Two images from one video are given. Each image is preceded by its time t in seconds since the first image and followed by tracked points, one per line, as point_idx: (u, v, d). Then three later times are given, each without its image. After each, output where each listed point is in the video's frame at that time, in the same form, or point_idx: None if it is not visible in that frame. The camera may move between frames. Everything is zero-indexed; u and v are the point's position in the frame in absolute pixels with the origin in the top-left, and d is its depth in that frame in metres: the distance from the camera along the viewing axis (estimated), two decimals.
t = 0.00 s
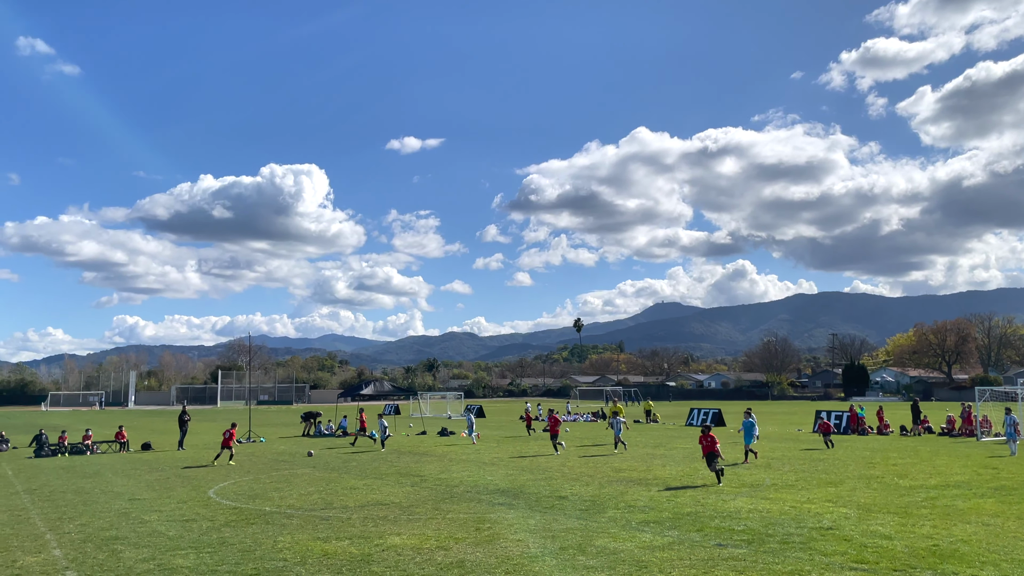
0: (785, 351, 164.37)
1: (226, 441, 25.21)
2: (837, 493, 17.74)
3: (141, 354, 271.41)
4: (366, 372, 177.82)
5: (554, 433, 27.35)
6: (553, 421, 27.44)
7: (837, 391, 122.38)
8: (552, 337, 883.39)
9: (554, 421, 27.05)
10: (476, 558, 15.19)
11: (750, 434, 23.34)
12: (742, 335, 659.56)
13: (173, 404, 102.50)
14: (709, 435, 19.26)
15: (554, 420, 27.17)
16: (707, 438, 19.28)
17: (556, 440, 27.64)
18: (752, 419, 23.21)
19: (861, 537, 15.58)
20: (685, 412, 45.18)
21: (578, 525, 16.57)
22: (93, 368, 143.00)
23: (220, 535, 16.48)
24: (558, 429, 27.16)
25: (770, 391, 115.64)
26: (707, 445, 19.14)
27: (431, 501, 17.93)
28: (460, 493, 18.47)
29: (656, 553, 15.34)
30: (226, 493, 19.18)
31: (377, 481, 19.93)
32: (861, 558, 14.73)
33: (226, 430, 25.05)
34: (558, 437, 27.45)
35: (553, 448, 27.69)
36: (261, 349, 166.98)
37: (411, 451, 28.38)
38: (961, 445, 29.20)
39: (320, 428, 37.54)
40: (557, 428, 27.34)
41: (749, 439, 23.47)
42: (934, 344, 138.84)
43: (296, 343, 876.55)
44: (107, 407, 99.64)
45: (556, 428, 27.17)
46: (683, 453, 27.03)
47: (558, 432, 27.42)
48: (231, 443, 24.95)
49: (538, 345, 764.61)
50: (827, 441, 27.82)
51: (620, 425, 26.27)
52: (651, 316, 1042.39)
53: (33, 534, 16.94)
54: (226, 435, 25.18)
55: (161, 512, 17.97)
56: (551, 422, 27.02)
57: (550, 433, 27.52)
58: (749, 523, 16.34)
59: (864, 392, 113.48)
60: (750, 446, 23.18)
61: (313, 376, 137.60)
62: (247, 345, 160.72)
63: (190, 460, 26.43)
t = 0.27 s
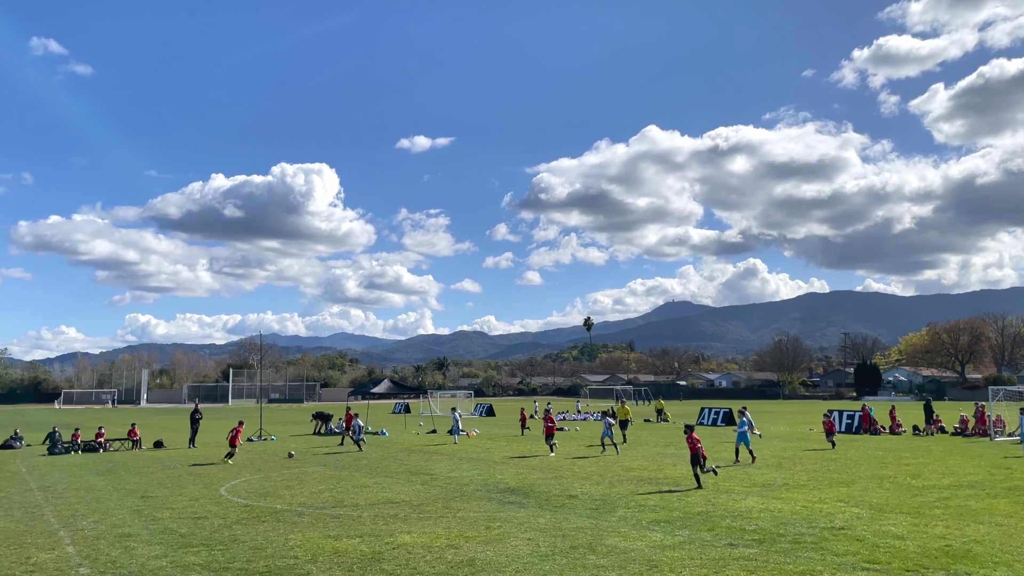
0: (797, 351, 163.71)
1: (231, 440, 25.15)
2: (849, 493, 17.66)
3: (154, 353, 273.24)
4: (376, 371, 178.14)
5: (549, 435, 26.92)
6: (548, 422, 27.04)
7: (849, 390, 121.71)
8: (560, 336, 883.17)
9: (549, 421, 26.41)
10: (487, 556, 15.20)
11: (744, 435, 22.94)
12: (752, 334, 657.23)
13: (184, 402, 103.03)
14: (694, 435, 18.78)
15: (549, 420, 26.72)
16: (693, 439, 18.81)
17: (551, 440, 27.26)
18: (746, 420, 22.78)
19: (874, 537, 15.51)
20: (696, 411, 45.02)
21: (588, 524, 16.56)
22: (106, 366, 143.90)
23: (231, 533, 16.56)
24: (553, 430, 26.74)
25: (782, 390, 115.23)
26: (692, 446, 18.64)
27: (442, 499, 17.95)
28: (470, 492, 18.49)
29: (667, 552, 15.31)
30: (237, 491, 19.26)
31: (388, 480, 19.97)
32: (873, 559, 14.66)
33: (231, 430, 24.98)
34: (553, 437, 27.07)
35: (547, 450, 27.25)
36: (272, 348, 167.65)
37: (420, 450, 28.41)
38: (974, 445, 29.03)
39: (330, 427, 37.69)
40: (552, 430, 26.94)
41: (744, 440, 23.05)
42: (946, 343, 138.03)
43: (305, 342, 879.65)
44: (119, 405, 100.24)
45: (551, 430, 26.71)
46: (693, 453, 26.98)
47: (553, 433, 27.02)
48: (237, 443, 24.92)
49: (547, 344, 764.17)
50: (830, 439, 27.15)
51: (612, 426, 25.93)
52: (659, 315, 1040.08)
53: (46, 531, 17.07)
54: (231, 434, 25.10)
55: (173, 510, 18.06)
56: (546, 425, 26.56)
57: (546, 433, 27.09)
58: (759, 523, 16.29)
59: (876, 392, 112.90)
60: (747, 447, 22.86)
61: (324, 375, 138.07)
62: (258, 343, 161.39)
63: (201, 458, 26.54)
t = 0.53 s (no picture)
0: (803, 349, 163.31)
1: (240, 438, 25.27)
2: (855, 492, 17.63)
3: (162, 351, 274.26)
4: (382, 369, 178.47)
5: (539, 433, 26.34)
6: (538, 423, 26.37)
7: (856, 389, 121.44)
8: (565, 334, 883.13)
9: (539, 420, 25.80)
10: (493, 555, 15.22)
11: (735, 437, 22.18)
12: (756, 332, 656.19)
13: (191, 400, 103.28)
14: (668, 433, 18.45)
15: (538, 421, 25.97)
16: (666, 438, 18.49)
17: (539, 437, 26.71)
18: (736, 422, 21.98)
19: (880, 536, 15.49)
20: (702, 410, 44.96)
21: (594, 522, 16.55)
22: (113, 364, 144.44)
23: (238, 531, 16.60)
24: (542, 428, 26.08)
25: (788, 389, 115.02)
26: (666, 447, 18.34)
27: (448, 497, 17.97)
28: (476, 490, 18.50)
29: (673, 551, 15.31)
30: (243, 489, 19.31)
31: (394, 478, 20.00)
32: (879, 557, 14.64)
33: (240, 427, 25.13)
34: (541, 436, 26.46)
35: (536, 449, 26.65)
36: (279, 346, 167.97)
37: (426, 448, 28.43)
38: (982, 444, 28.92)
39: (337, 425, 37.78)
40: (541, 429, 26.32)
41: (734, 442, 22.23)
42: (954, 342, 137.55)
43: (310, 340, 881.60)
44: (126, 403, 100.54)
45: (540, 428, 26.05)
46: (700, 451, 26.95)
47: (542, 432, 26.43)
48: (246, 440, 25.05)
49: (551, 342, 764.25)
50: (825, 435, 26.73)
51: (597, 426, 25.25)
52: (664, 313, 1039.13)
53: (54, 528, 17.14)
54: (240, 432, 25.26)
55: (180, 507, 18.12)
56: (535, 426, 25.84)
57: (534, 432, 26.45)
58: (765, 522, 16.27)
59: (883, 390, 112.59)
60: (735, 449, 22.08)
61: (330, 373, 138.20)
62: (265, 341, 161.68)
63: (207, 456, 26.61)
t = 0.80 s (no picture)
0: (806, 346, 163.18)
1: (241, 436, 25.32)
2: (858, 489, 17.64)
3: (166, 349, 274.58)
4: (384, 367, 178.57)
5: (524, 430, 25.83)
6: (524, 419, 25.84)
7: (859, 386, 121.46)
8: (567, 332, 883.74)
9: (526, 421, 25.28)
10: (496, 551, 15.26)
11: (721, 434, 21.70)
12: (759, 329, 655.75)
13: (194, 398, 103.31)
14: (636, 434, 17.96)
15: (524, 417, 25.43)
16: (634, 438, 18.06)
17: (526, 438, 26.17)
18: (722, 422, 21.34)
19: (883, 533, 15.49)
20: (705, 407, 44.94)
21: (596, 519, 16.57)
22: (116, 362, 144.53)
23: (241, 528, 16.63)
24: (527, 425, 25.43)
25: (791, 386, 115.02)
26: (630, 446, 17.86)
27: (451, 495, 17.98)
28: (479, 487, 18.52)
29: (675, 548, 15.34)
30: (246, 487, 19.34)
31: (397, 475, 20.03)
32: (882, 555, 14.66)
33: (241, 426, 25.17)
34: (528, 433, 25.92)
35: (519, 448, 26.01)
36: (281, 344, 168.05)
37: (428, 446, 28.43)
38: (985, 441, 28.89)
39: (339, 422, 37.80)
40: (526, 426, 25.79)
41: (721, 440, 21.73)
42: (957, 339, 137.51)
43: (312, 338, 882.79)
44: (129, 401, 100.59)
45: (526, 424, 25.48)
46: (702, 448, 26.95)
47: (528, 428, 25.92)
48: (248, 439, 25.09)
49: (553, 340, 764.52)
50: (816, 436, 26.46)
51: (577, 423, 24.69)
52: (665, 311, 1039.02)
53: (57, 526, 17.18)
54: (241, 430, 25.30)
55: (183, 505, 18.15)
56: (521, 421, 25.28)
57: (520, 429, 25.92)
58: (768, 519, 16.28)
59: (886, 388, 112.55)
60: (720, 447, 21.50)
61: (332, 371, 138.29)
62: (267, 339, 161.65)
63: (209, 453, 26.64)
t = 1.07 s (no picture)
0: (806, 343, 163.24)
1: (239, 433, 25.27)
2: (858, 486, 17.65)
3: (166, 347, 274.58)
4: (384, 364, 178.73)
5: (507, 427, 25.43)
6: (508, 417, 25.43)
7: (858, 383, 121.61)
8: (567, 330, 884.00)
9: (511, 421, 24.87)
10: (496, 549, 15.27)
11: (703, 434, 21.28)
12: (759, 327, 655.83)
13: (194, 396, 103.34)
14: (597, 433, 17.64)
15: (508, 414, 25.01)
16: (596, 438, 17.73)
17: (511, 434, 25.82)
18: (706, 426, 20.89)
19: (882, 530, 15.51)
20: (705, 404, 44.91)
21: (596, 517, 16.59)
22: (116, 360, 144.56)
23: (242, 526, 16.64)
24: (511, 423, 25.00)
25: (791, 383, 115.12)
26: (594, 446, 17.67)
27: (451, 492, 17.99)
28: (479, 485, 18.52)
29: (675, 545, 15.35)
30: (247, 485, 19.34)
31: (397, 473, 20.03)
32: (882, 552, 14.69)
33: (239, 423, 25.11)
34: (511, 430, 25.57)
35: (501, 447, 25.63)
36: (282, 342, 168.04)
37: (427, 443, 28.42)
38: (985, 438, 28.87)
39: (338, 420, 37.80)
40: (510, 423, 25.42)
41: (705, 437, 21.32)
42: (957, 336, 137.57)
43: (312, 337, 882.92)
44: (129, 399, 100.61)
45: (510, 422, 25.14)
46: (701, 445, 26.96)
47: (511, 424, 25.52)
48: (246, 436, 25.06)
49: (553, 338, 765.00)
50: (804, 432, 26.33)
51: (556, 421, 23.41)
52: (665, 309, 1039.12)
53: (58, 524, 17.20)
54: (238, 428, 25.23)
55: (184, 503, 18.16)
56: (504, 420, 24.92)
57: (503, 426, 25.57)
58: (768, 516, 16.28)
59: (886, 384, 112.62)
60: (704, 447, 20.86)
61: (333, 369, 138.32)
62: (267, 337, 161.68)
63: (209, 451, 26.66)
